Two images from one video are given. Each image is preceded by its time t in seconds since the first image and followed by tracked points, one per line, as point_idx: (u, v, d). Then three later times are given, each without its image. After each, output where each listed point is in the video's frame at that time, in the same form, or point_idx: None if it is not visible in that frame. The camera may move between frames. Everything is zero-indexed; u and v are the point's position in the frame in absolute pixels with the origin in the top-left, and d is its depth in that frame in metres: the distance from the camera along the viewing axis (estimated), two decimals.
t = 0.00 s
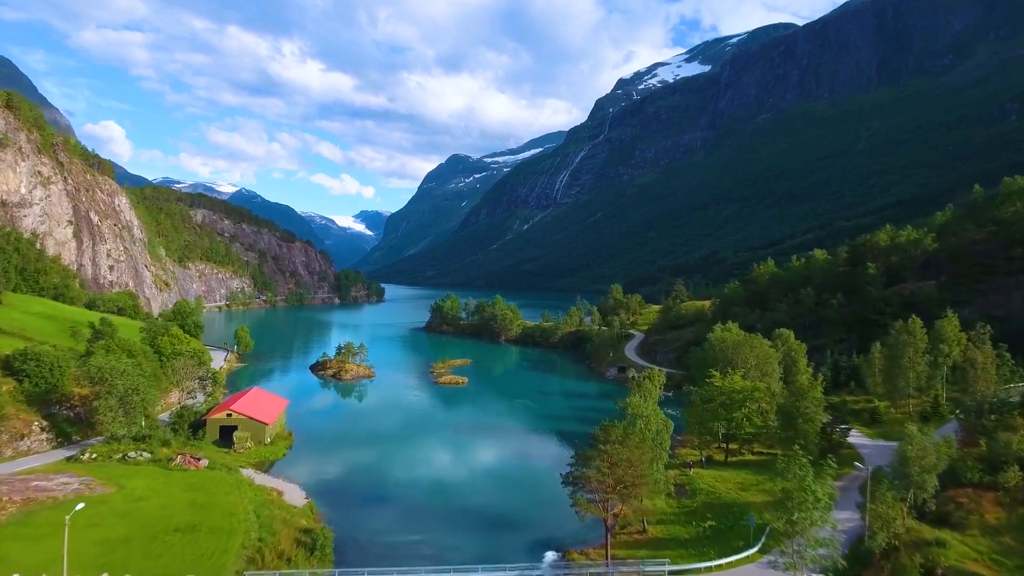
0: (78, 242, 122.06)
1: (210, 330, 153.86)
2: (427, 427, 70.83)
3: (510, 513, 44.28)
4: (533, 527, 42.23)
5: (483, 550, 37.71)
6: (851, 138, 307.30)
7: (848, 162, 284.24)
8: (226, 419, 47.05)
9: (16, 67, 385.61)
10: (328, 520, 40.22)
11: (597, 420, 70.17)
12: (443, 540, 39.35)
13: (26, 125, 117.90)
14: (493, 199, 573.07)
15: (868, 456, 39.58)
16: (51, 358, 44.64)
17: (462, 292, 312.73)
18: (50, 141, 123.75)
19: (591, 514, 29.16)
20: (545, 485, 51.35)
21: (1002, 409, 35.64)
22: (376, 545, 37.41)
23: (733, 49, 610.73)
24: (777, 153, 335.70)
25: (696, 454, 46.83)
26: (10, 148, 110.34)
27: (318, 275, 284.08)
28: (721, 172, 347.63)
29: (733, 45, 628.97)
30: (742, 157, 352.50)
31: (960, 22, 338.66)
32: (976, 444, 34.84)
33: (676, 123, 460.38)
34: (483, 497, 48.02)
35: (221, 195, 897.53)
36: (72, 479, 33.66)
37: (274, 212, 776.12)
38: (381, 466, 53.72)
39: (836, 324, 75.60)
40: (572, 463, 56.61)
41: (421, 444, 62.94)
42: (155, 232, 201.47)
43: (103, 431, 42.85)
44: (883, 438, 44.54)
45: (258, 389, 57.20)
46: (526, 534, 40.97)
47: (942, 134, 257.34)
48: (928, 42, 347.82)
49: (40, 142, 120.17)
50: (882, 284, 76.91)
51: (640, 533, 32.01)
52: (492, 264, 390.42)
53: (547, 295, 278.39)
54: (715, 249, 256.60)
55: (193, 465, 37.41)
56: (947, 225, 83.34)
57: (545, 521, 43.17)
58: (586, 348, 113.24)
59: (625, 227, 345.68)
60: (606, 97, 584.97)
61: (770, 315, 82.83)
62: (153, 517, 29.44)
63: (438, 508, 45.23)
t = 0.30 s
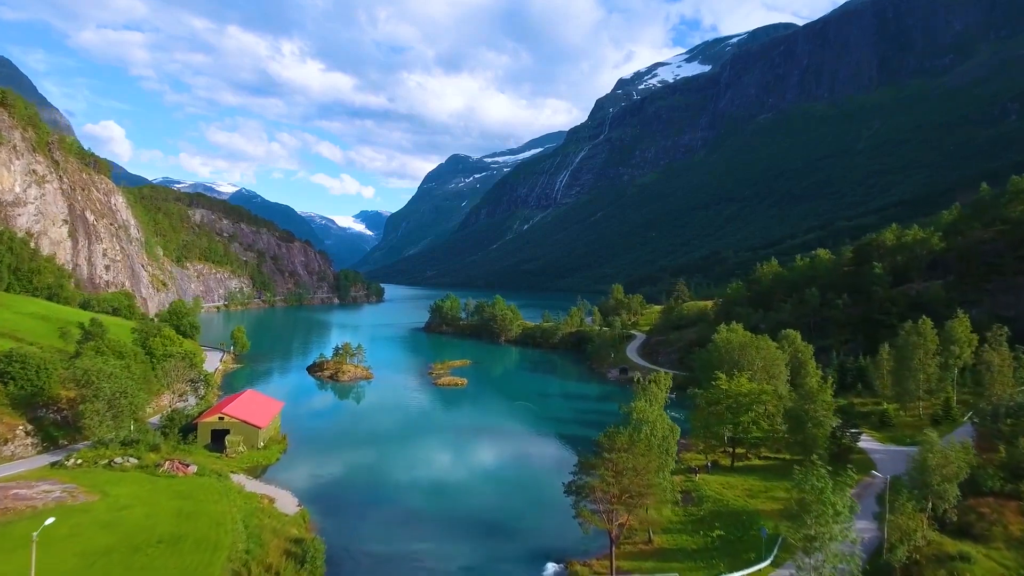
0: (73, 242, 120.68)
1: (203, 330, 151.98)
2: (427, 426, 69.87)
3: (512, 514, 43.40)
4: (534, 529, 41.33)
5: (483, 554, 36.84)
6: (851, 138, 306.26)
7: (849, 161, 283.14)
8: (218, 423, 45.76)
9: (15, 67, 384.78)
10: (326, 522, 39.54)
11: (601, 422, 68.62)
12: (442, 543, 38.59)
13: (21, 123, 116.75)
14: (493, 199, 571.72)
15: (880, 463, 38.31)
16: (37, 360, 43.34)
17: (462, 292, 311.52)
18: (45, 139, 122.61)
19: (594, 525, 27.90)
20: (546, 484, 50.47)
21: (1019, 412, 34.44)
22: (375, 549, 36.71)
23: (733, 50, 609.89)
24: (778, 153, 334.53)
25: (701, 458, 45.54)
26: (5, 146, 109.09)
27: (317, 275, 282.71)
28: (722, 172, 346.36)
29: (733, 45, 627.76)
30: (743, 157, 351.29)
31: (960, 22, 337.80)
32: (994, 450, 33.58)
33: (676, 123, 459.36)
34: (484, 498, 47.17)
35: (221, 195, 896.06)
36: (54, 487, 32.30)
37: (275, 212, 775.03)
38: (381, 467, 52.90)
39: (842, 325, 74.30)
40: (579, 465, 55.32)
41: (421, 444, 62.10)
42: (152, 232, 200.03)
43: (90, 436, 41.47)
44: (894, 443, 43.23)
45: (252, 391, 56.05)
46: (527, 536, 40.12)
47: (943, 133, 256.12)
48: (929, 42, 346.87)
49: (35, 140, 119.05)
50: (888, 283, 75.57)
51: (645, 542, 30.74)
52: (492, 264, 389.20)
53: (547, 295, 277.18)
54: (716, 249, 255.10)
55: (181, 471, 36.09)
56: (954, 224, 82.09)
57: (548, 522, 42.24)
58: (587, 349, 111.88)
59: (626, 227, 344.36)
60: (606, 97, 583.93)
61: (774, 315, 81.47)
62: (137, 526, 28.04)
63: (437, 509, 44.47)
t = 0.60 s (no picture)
0: (68, 241, 119.51)
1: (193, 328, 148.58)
2: (428, 426, 69.33)
3: (514, 517, 43.06)
4: (536, 532, 40.98)
5: (483, 559, 36.53)
6: (852, 138, 305.04)
7: (849, 161, 282.01)
8: (210, 427, 44.48)
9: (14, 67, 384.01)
10: (325, 524, 39.36)
11: (609, 425, 66.69)
12: (443, 545, 38.40)
13: (15, 121, 115.73)
14: (493, 199, 570.52)
15: (892, 470, 37.08)
16: (22, 362, 42.11)
17: (462, 292, 310.76)
18: (40, 138, 121.55)
19: (598, 539, 26.74)
20: (547, 485, 50.18)
21: None
22: (374, 551, 36.52)
23: (733, 50, 608.85)
24: (778, 152, 333.27)
25: (707, 463, 44.16)
26: None
27: (317, 275, 281.41)
28: (722, 172, 345.14)
29: (733, 45, 626.61)
30: (743, 157, 350.10)
31: (960, 22, 336.90)
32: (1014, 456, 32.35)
33: (676, 123, 458.29)
34: (485, 499, 46.92)
35: (221, 196, 894.84)
36: (34, 496, 30.97)
37: (275, 212, 774.03)
38: (382, 468, 52.67)
39: (847, 326, 72.96)
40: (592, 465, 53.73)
41: (422, 445, 61.77)
42: (150, 231, 198.86)
43: (76, 440, 40.19)
44: (906, 447, 41.94)
45: (246, 394, 54.96)
46: (529, 540, 39.76)
47: (944, 133, 254.94)
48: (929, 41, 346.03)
49: (29, 139, 118.02)
50: (895, 283, 74.26)
51: (651, 554, 29.48)
52: (492, 264, 388.03)
53: (547, 295, 276.04)
54: (716, 249, 253.69)
55: (170, 478, 34.78)
56: (961, 223, 80.78)
57: (552, 526, 41.70)
58: (588, 350, 110.52)
59: (626, 227, 343.19)
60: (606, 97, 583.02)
61: (778, 316, 80.00)
62: (120, 538, 26.73)
63: (437, 511, 44.24)
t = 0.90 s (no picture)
0: (64, 241, 118.25)
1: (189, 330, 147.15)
2: (429, 425, 68.74)
3: (514, 518, 42.66)
4: (536, 535, 40.51)
5: (482, 563, 36.06)
6: (853, 138, 303.75)
7: (850, 161, 280.81)
8: (201, 431, 43.18)
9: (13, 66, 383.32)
10: (323, 525, 39.14)
11: (613, 429, 64.74)
12: (441, 546, 38.19)
13: (9, 120, 114.50)
14: (493, 199, 569.37)
15: (906, 478, 35.89)
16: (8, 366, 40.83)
17: (463, 292, 310.30)
18: (35, 137, 120.40)
19: (604, 553, 25.58)
20: (548, 486, 49.67)
21: None
22: (372, 554, 36.08)
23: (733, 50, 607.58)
24: (779, 152, 332.22)
25: (713, 469, 42.85)
26: None
27: (316, 275, 280.13)
28: (723, 172, 343.98)
29: (733, 45, 625.50)
30: (744, 156, 348.95)
31: (961, 21, 335.90)
32: None
33: (677, 123, 457.15)
34: (485, 500, 46.57)
35: (221, 195, 893.99)
36: (14, 506, 29.62)
37: (275, 212, 772.99)
38: (382, 468, 52.41)
39: (853, 327, 71.69)
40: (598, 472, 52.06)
41: (422, 445, 61.35)
42: (147, 231, 197.66)
43: (62, 447, 38.81)
44: (917, 454, 40.69)
45: (239, 397, 53.73)
46: (530, 544, 39.18)
47: (944, 133, 253.82)
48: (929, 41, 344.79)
49: (24, 138, 116.83)
50: (901, 284, 72.97)
51: (658, 567, 28.19)
52: (492, 264, 386.99)
53: (547, 295, 275.02)
54: (717, 249, 252.54)
55: (156, 486, 33.49)
56: (968, 222, 79.42)
57: (553, 530, 40.99)
58: (589, 351, 109.29)
59: (626, 227, 342.00)
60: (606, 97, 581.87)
61: (782, 317, 78.73)
62: (99, 554, 25.24)
63: (436, 511, 43.96)
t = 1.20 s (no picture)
0: (59, 241, 116.90)
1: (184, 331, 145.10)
2: (429, 426, 68.06)
3: (515, 519, 42.18)
4: (538, 537, 39.92)
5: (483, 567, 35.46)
6: (853, 137, 302.68)
7: (851, 161, 279.67)
8: (191, 436, 41.94)
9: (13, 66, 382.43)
10: (322, 526, 38.72)
11: (618, 432, 63.18)
12: (440, 547, 37.72)
13: (3, 119, 113.18)
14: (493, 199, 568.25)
15: (920, 485, 34.80)
16: None
17: (463, 292, 309.45)
18: (29, 135, 119.06)
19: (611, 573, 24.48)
20: (548, 486, 49.19)
21: None
22: (370, 557, 35.51)
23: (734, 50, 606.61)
24: (779, 152, 331.15)
25: (719, 475, 41.55)
26: None
27: (315, 275, 278.79)
28: (724, 172, 342.82)
29: (733, 46, 624.87)
30: (744, 156, 347.85)
31: (961, 21, 335.15)
32: None
33: (677, 123, 455.99)
34: (486, 501, 46.10)
35: (221, 196, 892.79)
36: None
37: (274, 212, 771.82)
38: (382, 469, 51.88)
39: (858, 328, 70.51)
40: (605, 479, 50.58)
41: (422, 445, 60.80)
42: (145, 231, 196.32)
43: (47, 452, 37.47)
44: (930, 460, 39.55)
45: (231, 400, 52.48)
46: (532, 546, 38.49)
47: (946, 132, 252.82)
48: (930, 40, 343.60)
49: (18, 136, 115.52)
50: (908, 284, 71.76)
51: None
52: (492, 264, 385.92)
53: (546, 296, 274.02)
54: (717, 249, 251.39)
55: (143, 494, 32.24)
56: (975, 222, 78.19)
57: (556, 534, 40.17)
58: (590, 352, 108.00)
59: (626, 227, 340.89)
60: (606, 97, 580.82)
61: (786, 318, 77.47)
62: (80, 570, 23.93)
63: (436, 512, 43.53)
